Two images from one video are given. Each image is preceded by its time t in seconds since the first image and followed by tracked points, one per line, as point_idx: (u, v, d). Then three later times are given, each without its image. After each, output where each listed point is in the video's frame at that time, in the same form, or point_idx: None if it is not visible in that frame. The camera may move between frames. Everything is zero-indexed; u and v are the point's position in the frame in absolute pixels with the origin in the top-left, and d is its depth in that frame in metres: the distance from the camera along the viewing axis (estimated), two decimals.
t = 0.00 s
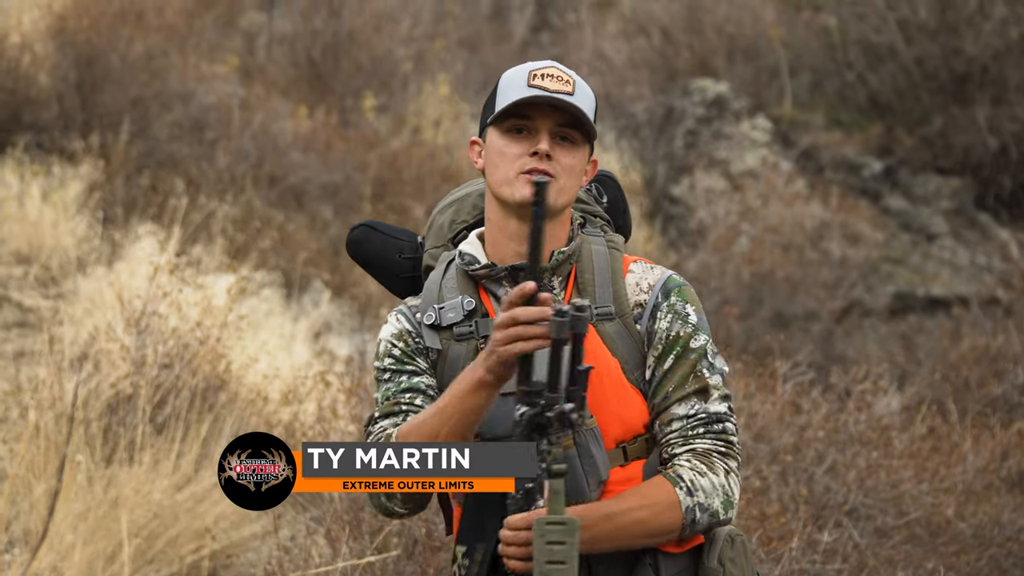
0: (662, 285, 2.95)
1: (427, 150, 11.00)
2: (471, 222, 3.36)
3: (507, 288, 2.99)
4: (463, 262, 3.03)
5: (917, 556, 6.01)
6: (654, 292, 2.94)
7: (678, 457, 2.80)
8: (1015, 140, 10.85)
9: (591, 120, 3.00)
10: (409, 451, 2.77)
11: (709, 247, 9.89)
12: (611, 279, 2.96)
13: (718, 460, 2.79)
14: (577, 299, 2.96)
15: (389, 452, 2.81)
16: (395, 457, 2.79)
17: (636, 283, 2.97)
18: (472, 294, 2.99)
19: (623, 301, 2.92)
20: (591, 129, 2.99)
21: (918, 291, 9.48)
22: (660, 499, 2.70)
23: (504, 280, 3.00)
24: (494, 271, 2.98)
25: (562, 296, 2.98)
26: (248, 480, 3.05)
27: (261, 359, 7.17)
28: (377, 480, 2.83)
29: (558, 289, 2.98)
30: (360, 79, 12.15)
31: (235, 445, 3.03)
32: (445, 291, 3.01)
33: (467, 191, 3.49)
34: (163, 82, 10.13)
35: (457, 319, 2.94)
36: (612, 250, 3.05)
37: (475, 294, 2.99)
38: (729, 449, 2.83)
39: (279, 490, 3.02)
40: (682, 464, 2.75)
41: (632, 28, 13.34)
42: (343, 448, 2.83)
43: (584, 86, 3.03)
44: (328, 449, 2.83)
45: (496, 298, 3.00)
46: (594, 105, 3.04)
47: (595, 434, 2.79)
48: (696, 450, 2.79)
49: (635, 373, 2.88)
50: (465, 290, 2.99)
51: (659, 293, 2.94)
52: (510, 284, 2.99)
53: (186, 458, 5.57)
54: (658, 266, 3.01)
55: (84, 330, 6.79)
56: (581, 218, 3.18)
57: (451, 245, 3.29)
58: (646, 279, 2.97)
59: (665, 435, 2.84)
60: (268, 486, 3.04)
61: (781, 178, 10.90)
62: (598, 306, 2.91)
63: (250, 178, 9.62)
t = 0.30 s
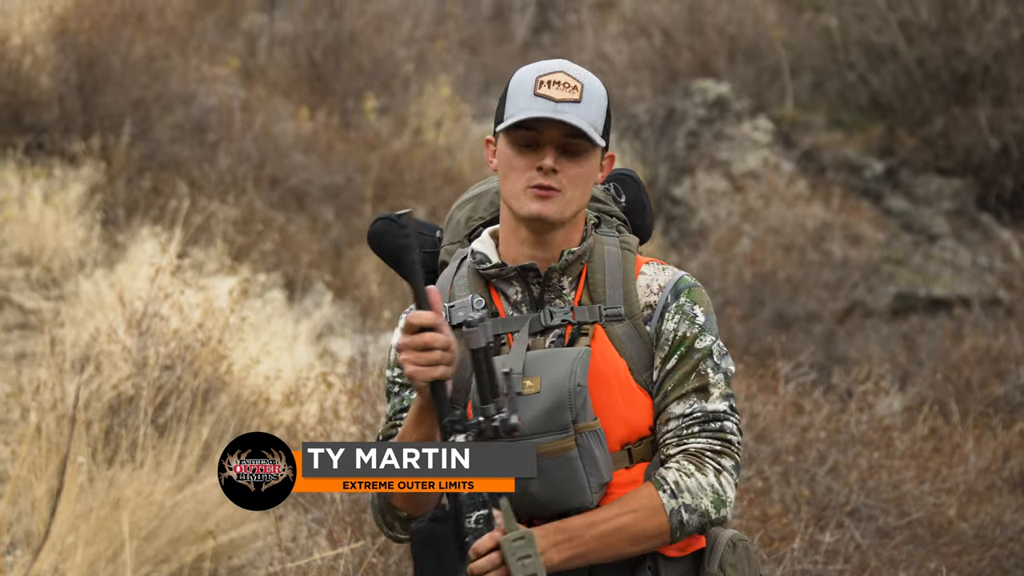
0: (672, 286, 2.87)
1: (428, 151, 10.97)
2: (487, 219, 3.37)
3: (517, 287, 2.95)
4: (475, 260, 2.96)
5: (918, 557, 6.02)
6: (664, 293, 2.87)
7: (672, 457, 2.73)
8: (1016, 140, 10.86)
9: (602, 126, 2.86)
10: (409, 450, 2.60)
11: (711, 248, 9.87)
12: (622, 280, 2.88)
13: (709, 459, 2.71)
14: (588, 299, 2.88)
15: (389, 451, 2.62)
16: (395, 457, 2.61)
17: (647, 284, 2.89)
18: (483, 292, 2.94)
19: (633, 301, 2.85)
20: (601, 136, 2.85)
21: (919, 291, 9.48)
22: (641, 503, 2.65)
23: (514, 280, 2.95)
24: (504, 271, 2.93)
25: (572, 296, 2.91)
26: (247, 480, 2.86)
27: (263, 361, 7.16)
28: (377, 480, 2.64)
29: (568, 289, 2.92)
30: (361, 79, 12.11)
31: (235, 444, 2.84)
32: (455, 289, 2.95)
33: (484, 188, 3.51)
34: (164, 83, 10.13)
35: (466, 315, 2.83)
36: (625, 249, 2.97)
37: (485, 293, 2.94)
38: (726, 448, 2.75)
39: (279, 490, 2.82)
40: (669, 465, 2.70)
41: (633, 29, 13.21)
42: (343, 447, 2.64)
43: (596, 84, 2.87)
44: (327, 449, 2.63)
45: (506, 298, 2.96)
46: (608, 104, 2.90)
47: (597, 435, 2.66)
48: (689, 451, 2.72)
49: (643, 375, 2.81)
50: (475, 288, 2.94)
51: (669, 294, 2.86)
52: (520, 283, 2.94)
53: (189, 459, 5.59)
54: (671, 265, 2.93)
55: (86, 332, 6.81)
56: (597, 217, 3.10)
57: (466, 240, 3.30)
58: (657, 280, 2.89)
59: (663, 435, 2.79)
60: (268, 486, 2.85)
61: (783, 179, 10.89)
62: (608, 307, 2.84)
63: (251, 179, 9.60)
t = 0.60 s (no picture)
0: (687, 288, 2.79)
1: (429, 151, 10.94)
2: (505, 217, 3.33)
3: (529, 286, 2.94)
4: (487, 258, 2.95)
5: (920, 557, 6.02)
6: (678, 294, 2.78)
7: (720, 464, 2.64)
8: (1018, 141, 10.86)
9: (596, 159, 2.76)
10: (409, 450, 2.68)
11: (713, 248, 9.85)
12: (636, 279, 2.82)
13: (759, 459, 2.62)
14: (600, 299, 2.84)
15: (389, 451, 2.66)
16: (395, 457, 2.66)
17: (661, 285, 2.81)
18: (495, 290, 2.92)
19: (646, 302, 2.78)
20: (595, 170, 2.76)
21: (921, 292, 9.48)
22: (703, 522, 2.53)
23: (526, 279, 2.94)
24: (516, 269, 2.92)
25: (584, 296, 2.88)
26: (247, 480, 3.02)
27: (264, 361, 7.16)
28: (377, 480, 2.66)
29: (579, 289, 2.89)
30: (363, 80, 12.12)
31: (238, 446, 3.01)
32: (467, 288, 2.93)
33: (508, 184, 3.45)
34: (165, 84, 10.14)
35: (477, 316, 2.87)
36: (640, 251, 2.89)
37: (496, 290, 2.92)
38: (771, 447, 2.65)
39: (278, 489, 2.95)
40: (723, 470, 2.60)
41: (635, 29, 13.09)
42: (343, 448, 2.69)
43: (590, 112, 2.76)
44: (329, 450, 2.71)
45: (518, 296, 2.95)
46: (605, 130, 2.78)
47: (603, 432, 2.64)
48: (736, 452, 2.63)
49: (657, 375, 2.76)
50: (487, 287, 2.92)
51: (684, 295, 2.78)
52: (532, 282, 2.94)
53: (190, 459, 5.59)
54: (685, 267, 2.85)
55: (87, 333, 6.83)
56: (611, 218, 3.03)
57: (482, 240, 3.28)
58: (672, 281, 2.81)
59: (705, 439, 2.69)
60: (267, 485, 2.99)
61: (784, 180, 10.90)
62: (620, 307, 2.79)
63: (252, 180, 9.61)
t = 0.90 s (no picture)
0: (701, 288, 2.89)
1: (432, 151, 10.91)
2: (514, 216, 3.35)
3: (543, 286, 2.99)
4: (500, 257, 3.00)
5: (924, 556, 6.02)
6: (693, 295, 2.88)
7: (760, 475, 2.81)
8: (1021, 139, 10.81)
9: (601, 166, 2.88)
10: (409, 451, 2.87)
11: (715, 247, 9.84)
12: (649, 280, 2.91)
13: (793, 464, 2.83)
14: (615, 299, 2.93)
15: (389, 451, 2.87)
16: (394, 457, 2.87)
17: (674, 285, 2.91)
18: (508, 290, 2.97)
19: (661, 302, 2.87)
20: (598, 177, 2.87)
21: (923, 290, 9.51)
22: (795, 561, 2.75)
23: (540, 279, 3.00)
24: (530, 269, 2.97)
25: (598, 296, 2.96)
26: (247, 480, 2.73)
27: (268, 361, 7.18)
28: (377, 480, 2.87)
29: (594, 289, 2.96)
30: (365, 80, 12.11)
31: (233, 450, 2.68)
32: (480, 287, 2.99)
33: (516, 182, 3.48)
34: (168, 84, 10.15)
35: (492, 316, 2.93)
36: (652, 250, 2.98)
37: (510, 290, 2.97)
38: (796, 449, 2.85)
39: (279, 492, 2.71)
40: (777, 493, 2.78)
41: (637, 28, 12.91)
42: (343, 448, 2.81)
43: (595, 120, 2.88)
44: (329, 450, 2.79)
45: (531, 295, 3.00)
46: (610, 139, 2.89)
47: (621, 433, 2.77)
48: (773, 463, 2.80)
49: (672, 375, 2.86)
50: (501, 286, 2.97)
51: (698, 297, 2.88)
52: (546, 282, 2.99)
53: (193, 459, 5.59)
54: (697, 267, 2.94)
55: (90, 333, 6.83)
56: (622, 217, 3.11)
57: (493, 238, 3.29)
58: (685, 282, 2.91)
59: (737, 445, 2.83)
60: (270, 486, 2.73)
61: (786, 179, 10.91)
62: (634, 307, 2.88)
63: (255, 180, 9.63)
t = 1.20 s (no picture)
0: (709, 278, 2.93)
1: (442, 146, 10.92)
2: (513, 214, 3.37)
3: (551, 283, 2.99)
4: (505, 255, 2.99)
5: (936, 550, 6.01)
6: (701, 286, 2.92)
7: (783, 459, 2.91)
8: None
9: (598, 167, 2.88)
10: (409, 450, 2.93)
11: (726, 242, 9.83)
12: (657, 272, 2.93)
13: (810, 447, 2.93)
14: (623, 293, 2.94)
15: (389, 452, 2.92)
16: (395, 457, 2.92)
17: (682, 276, 2.94)
18: (515, 288, 2.97)
19: (670, 294, 2.91)
20: (595, 178, 2.87)
21: (935, 285, 9.50)
22: (825, 542, 2.86)
23: (547, 275, 3.00)
24: (538, 266, 2.97)
25: (607, 290, 2.96)
26: (248, 481, 2.77)
27: (279, 356, 7.19)
28: (377, 480, 2.93)
29: (602, 284, 2.96)
30: (375, 75, 12.13)
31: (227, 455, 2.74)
32: (486, 287, 2.97)
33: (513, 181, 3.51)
34: (179, 81, 10.12)
35: (500, 314, 2.92)
36: (656, 242, 3.01)
37: (517, 288, 2.97)
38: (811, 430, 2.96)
39: (279, 492, 2.81)
40: (804, 475, 2.89)
41: (648, 22, 12.97)
42: (343, 448, 2.91)
43: (593, 120, 2.88)
44: (329, 450, 2.91)
45: (539, 292, 3.00)
46: (607, 138, 2.90)
47: (637, 426, 2.79)
48: (794, 446, 2.91)
49: (684, 366, 2.89)
50: (507, 284, 2.97)
51: (707, 287, 2.92)
52: (553, 278, 2.99)
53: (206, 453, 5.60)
54: (703, 257, 2.98)
55: (101, 329, 6.84)
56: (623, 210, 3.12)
57: (493, 235, 3.29)
58: (693, 272, 2.95)
59: (759, 431, 2.92)
60: (269, 486, 2.79)
61: (798, 173, 10.88)
62: (644, 300, 2.91)
63: (266, 176, 9.65)
